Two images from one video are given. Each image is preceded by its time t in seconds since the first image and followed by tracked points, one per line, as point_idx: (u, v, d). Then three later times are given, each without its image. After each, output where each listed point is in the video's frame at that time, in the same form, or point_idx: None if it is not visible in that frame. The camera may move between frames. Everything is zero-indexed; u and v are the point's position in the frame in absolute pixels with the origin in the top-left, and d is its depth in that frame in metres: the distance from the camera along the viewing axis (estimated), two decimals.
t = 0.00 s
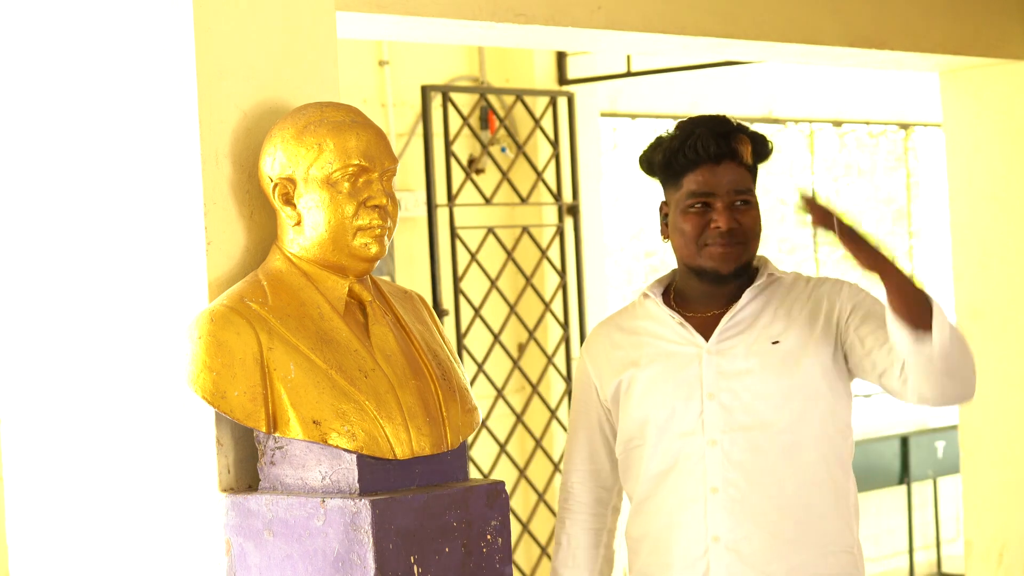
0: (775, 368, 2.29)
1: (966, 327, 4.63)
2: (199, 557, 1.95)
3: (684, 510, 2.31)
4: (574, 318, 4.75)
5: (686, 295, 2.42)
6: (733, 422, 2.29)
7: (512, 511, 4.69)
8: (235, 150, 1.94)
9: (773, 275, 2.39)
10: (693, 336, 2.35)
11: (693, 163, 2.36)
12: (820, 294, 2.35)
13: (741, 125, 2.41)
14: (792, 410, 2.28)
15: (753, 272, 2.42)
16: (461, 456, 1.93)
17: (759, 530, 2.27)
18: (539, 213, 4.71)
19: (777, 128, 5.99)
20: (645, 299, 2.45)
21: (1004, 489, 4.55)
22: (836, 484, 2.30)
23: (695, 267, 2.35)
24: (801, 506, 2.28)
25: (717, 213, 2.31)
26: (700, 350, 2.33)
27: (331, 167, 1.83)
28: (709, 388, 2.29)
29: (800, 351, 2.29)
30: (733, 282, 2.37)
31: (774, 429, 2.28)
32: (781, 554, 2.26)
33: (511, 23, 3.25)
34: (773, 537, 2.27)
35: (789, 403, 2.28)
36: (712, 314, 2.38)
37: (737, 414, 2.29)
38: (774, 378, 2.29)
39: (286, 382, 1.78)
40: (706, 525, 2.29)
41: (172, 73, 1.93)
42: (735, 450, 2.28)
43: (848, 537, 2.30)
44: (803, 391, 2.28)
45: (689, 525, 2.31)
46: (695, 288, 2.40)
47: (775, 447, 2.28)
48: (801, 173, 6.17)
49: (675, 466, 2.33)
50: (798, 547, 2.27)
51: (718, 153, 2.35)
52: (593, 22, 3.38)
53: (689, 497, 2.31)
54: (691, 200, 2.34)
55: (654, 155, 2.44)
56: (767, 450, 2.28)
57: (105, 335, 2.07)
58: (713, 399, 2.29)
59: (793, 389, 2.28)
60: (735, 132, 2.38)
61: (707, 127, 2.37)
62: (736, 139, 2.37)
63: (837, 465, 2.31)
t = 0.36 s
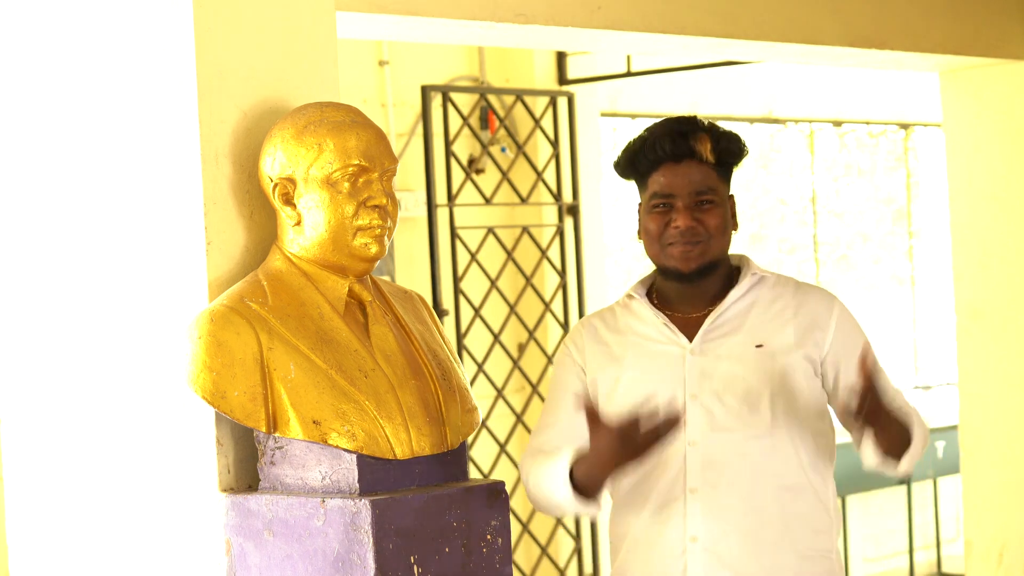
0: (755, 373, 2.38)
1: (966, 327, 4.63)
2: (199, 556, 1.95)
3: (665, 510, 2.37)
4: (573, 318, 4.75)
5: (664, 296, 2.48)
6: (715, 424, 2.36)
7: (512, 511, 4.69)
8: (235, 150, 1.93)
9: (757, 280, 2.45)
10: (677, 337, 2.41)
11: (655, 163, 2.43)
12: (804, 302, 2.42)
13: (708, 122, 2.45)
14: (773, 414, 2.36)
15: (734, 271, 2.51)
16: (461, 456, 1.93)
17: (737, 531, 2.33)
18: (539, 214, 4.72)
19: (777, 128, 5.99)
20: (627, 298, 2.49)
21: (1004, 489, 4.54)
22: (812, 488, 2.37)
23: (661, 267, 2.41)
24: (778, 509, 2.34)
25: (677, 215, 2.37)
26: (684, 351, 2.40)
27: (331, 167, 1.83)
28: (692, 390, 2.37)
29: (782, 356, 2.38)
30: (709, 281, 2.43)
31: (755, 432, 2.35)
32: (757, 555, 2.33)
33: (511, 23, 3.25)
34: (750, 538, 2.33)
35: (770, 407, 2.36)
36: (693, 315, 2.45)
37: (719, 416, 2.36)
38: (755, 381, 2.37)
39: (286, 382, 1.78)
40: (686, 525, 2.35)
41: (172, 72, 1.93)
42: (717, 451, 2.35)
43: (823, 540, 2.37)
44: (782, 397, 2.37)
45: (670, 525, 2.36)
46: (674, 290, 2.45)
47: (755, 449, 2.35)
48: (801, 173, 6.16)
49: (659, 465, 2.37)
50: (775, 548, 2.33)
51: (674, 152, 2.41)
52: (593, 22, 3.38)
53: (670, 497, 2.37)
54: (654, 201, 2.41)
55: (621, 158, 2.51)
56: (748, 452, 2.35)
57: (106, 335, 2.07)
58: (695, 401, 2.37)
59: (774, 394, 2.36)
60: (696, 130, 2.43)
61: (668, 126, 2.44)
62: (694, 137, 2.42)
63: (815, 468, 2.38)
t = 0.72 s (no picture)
0: (741, 363, 2.30)
1: (966, 327, 4.64)
2: (199, 557, 1.95)
3: (661, 509, 2.27)
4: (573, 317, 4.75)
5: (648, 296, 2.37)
6: (706, 419, 2.27)
7: (512, 511, 4.69)
8: (236, 150, 1.93)
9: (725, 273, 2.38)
10: (660, 334, 2.31)
11: (624, 175, 2.30)
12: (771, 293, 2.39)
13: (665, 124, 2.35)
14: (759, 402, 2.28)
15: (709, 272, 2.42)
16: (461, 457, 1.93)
17: (738, 524, 2.24)
18: (539, 213, 4.72)
19: (777, 128, 5.99)
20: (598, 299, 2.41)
21: (1004, 489, 4.55)
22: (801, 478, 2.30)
23: (651, 277, 2.29)
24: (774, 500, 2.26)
25: (659, 221, 2.25)
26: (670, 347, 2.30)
27: (331, 167, 1.83)
28: (680, 384, 2.27)
29: (764, 346, 2.31)
30: (690, 285, 2.34)
31: (744, 424, 2.27)
32: (756, 548, 2.24)
33: (511, 23, 3.25)
34: (749, 533, 2.24)
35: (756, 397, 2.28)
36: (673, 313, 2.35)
37: (709, 409, 2.27)
38: (740, 371, 2.29)
39: (286, 382, 1.78)
40: (684, 522, 2.25)
41: (172, 72, 1.93)
42: (710, 445, 2.26)
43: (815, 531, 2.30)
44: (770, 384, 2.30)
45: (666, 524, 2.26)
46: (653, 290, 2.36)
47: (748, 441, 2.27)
48: (801, 173, 6.16)
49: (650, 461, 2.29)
50: (773, 541, 2.25)
51: (645, 161, 2.29)
52: (593, 22, 3.38)
53: (664, 495, 2.27)
54: (629, 213, 2.28)
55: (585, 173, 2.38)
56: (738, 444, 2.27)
57: (105, 335, 2.07)
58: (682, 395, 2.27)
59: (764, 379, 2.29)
60: (660, 135, 2.32)
61: (631, 136, 2.32)
62: (660, 143, 2.31)
63: (803, 458, 2.32)
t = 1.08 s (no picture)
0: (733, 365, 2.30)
1: (966, 327, 4.64)
2: (199, 557, 1.95)
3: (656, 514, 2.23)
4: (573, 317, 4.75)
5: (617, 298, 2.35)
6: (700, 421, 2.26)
7: (512, 511, 4.69)
8: (235, 149, 1.94)
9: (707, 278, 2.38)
10: (650, 338, 2.27)
11: (603, 180, 2.28)
12: (749, 294, 2.41)
13: (652, 132, 2.31)
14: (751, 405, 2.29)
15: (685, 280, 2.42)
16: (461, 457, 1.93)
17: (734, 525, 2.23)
18: (540, 213, 4.71)
19: (777, 128, 5.99)
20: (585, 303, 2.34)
21: (1004, 489, 4.54)
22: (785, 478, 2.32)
23: (617, 279, 2.30)
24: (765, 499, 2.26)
25: (631, 229, 2.25)
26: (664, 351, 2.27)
27: (331, 167, 1.83)
28: (676, 389, 2.25)
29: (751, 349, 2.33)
30: (662, 290, 2.33)
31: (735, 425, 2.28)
32: (751, 548, 2.24)
33: (512, 23, 3.25)
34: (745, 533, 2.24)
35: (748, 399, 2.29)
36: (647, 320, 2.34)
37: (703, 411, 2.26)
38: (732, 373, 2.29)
39: (286, 382, 1.78)
40: (681, 524, 2.21)
41: (172, 72, 1.93)
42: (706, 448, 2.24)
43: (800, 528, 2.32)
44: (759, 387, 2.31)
45: (663, 530, 2.22)
46: (629, 298, 2.34)
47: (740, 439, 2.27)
48: (801, 173, 6.16)
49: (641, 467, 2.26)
50: (767, 538, 2.26)
51: (624, 168, 2.26)
52: (593, 21, 3.38)
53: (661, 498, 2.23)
54: (605, 216, 2.28)
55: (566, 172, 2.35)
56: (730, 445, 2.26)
57: (105, 335, 2.07)
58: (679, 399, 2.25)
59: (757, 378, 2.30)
60: (642, 141, 2.28)
61: (613, 141, 2.28)
62: (641, 150, 2.27)
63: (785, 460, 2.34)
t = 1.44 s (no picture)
0: (735, 369, 2.31)
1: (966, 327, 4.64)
2: (200, 557, 1.95)
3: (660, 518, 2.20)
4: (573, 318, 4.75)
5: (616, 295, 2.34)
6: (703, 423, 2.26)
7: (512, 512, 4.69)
8: (235, 150, 1.94)
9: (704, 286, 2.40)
10: (654, 338, 2.28)
11: (602, 173, 2.28)
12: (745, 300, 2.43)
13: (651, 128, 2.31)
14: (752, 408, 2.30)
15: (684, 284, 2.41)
16: (461, 457, 1.93)
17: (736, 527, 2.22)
18: (540, 213, 4.71)
19: (777, 128, 5.99)
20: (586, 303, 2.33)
21: (1004, 489, 4.54)
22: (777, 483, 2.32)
23: (617, 278, 2.29)
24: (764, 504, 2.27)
25: (630, 220, 2.24)
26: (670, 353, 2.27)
27: (331, 167, 1.83)
28: (682, 390, 2.25)
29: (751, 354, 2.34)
30: (662, 287, 2.31)
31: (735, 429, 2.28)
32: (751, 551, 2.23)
33: (512, 23, 3.25)
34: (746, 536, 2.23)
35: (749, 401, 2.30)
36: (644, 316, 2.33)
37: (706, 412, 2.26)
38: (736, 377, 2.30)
39: (286, 382, 1.78)
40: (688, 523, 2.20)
41: (172, 71, 1.93)
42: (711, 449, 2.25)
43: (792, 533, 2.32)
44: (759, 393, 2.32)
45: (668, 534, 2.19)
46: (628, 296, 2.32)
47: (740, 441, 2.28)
48: (801, 173, 6.16)
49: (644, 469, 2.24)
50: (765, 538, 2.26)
51: (623, 161, 2.26)
52: (593, 21, 3.38)
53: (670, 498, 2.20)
54: (604, 209, 2.27)
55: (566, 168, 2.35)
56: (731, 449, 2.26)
57: (105, 334, 2.07)
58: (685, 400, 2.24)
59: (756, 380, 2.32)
60: (641, 135, 2.28)
61: (612, 134, 2.28)
62: (640, 143, 2.27)
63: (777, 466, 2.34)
